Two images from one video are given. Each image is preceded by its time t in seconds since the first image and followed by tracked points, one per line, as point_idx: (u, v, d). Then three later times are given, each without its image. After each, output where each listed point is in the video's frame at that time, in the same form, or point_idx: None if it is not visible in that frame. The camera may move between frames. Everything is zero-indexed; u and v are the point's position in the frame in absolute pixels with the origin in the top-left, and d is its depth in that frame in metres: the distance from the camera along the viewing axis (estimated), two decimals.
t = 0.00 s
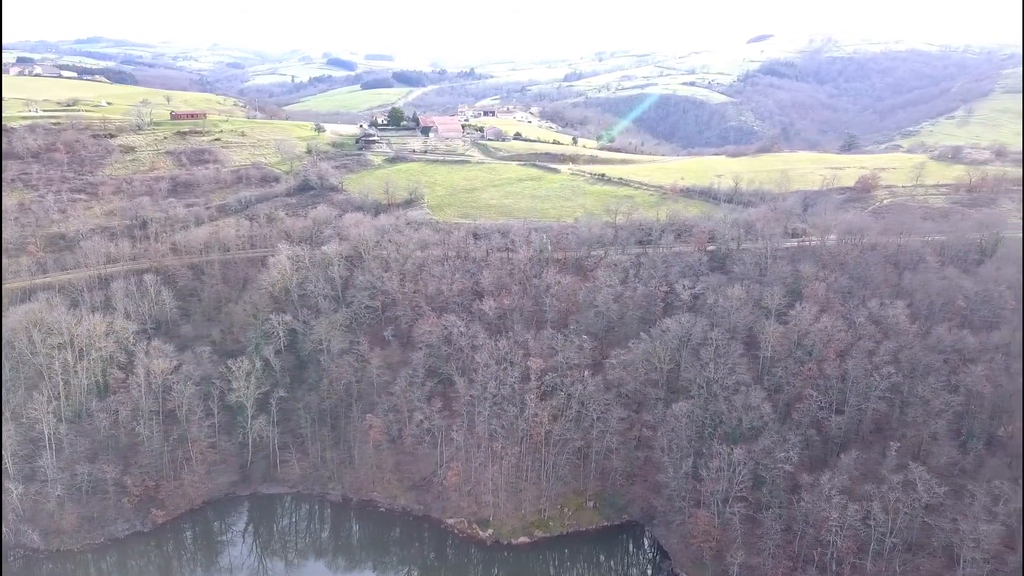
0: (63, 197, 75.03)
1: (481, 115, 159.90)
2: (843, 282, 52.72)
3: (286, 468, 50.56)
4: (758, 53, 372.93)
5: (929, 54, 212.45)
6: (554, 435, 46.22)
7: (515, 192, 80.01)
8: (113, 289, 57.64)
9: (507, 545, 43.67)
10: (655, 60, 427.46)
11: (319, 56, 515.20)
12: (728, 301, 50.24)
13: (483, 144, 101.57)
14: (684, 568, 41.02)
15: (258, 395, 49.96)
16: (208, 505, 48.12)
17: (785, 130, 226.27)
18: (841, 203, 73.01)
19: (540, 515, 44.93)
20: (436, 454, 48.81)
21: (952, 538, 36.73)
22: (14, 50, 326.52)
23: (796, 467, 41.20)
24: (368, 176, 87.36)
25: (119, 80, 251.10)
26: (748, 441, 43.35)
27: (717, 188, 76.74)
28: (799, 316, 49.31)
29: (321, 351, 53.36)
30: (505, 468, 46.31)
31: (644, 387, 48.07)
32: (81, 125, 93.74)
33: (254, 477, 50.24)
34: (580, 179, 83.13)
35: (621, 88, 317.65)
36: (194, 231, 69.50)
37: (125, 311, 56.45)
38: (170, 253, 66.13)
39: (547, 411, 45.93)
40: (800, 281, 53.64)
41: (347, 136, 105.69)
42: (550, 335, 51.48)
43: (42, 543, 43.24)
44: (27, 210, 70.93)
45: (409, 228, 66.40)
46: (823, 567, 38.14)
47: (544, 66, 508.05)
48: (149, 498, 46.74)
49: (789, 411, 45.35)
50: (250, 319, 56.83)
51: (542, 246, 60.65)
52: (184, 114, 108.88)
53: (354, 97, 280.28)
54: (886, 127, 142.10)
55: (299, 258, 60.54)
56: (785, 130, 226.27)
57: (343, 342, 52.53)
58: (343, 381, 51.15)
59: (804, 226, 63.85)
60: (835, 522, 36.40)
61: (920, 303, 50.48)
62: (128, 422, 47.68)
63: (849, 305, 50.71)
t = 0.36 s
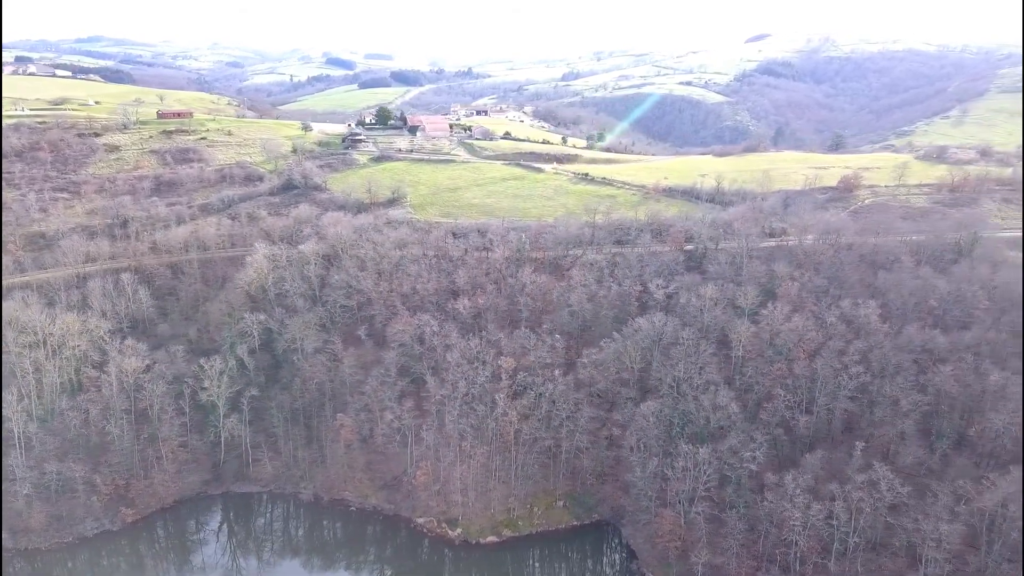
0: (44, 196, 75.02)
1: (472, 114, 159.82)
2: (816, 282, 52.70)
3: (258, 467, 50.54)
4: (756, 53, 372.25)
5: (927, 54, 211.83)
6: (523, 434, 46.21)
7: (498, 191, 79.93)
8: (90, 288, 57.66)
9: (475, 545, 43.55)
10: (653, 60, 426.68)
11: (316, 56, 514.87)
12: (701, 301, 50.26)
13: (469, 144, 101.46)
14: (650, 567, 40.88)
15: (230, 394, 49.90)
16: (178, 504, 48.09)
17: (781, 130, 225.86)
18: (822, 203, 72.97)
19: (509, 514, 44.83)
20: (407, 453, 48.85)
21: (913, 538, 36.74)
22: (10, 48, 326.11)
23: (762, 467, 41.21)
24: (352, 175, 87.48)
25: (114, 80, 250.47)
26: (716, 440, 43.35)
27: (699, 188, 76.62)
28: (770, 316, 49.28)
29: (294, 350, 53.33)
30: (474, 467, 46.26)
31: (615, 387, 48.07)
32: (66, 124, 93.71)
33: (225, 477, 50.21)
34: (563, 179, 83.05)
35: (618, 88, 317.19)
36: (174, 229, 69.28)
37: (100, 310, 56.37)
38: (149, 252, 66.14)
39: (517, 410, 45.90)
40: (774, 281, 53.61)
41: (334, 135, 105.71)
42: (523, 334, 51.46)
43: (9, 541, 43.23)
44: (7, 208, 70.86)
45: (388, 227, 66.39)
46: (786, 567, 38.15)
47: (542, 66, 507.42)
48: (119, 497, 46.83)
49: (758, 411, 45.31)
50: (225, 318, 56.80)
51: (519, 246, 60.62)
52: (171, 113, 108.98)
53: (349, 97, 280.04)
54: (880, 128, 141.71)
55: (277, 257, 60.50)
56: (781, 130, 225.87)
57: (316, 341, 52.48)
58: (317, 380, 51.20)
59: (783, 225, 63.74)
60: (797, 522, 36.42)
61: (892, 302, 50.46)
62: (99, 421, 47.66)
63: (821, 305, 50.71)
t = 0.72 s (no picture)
0: (27, 196, 74.99)
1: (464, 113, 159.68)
2: (792, 282, 52.71)
3: (232, 467, 50.53)
4: (753, 53, 371.99)
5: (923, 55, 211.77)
6: (495, 434, 46.28)
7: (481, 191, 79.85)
8: (67, 287, 57.65)
9: (446, 545, 43.43)
10: (650, 60, 426.52)
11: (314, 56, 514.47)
12: (674, 301, 50.27)
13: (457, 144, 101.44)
14: (618, 566, 40.84)
15: (204, 393, 49.92)
16: (151, 504, 48.10)
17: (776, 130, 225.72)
18: (804, 203, 72.96)
19: (480, 514, 44.78)
20: (380, 453, 48.90)
21: (878, 538, 36.76)
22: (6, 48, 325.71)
23: (730, 467, 41.23)
24: (337, 174, 87.70)
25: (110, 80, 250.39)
26: (686, 440, 43.37)
27: (682, 188, 76.61)
28: (744, 316, 49.27)
29: (270, 350, 53.34)
30: (446, 467, 46.28)
31: (588, 386, 48.11)
32: (52, 124, 93.72)
33: (199, 476, 50.24)
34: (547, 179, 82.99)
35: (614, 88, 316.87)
36: (155, 228, 69.30)
37: (77, 309, 56.37)
38: (129, 252, 66.16)
39: (488, 410, 45.92)
40: (749, 280, 53.60)
41: (321, 135, 105.75)
42: (497, 334, 51.47)
43: None
44: None
45: (368, 227, 66.41)
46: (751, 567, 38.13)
47: (539, 66, 507.02)
48: (92, 496, 46.80)
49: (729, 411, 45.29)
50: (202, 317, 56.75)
51: (497, 245, 60.65)
52: (159, 113, 109.00)
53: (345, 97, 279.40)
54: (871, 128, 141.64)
55: (255, 257, 60.47)
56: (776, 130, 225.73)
57: (291, 340, 52.52)
58: (291, 379, 51.25)
59: (763, 225, 63.67)
60: (760, 521, 36.47)
61: (866, 302, 50.48)
62: (72, 421, 47.55)
63: (795, 305, 50.71)
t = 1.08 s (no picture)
0: (11, 194, 74.96)
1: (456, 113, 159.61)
2: (766, 282, 52.77)
3: (207, 466, 50.66)
4: (750, 53, 371.72)
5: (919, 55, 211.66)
6: (466, 433, 46.34)
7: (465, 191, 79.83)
8: (45, 286, 57.60)
9: (416, 544, 43.33)
10: (648, 60, 425.97)
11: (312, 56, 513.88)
12: (648, 301, 50.39)
13: (444, 143, 101.50)
14: (586, 566, 40.81)
15: (178, 392, 49.92)
16: (124, 503, 48.16)
17: (771, 130, 225.56)
18: (786, 202, 72.97)
19: (451, 513, 44.78)
20: (353, 452, 49.02)
21: (841, 537, 36.81)
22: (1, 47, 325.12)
23: (697, 466, 41.28)
24: (322, 174, 87.90)
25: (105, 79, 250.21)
26: (655, 439, 43.44)
27: (666, 187, 76.61)
28: (717, 316, 49.27)
29: (245, 349, 53.34)
30: (417, 466, 46.33)
31: (560, 386, 48.26)
32: (39, 123, 93.75)
33: (174, 476, 50.45)
34: (532, 179, 83.04)
35: (611, 87, 316.50)
36: (136, 227, 69.24)
37: (54, 308, 56.32)
38: (110, 251, 66.18)
39: (460, 409, 45.94)
40: (724, 279, 53.63)
41: (309, 134, 105.82)
42: (471, 333, 51.47)
43: None
44: None
45: (348, 226, 66.47)
46: (716, 567, 38.17)
47: (537, 65, 506.63)
48: (64, 495, 46.71)
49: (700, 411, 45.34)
50: (179, 317, 56.76)
51: (475, 244, 60.74)
52: (147, 112, 109.16)
53: (340, 96, 278.84)
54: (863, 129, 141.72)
55: (233, 256, 60.49)
56: (771, 130, 225.56)
57: (267, 339, 52.53)
58: (266, 378, 51.31)
59: (742, 224, 63.62)
60: (724, 521, 36.57)
61: (840, 302, 50.51)
62: (45, 419, 47.23)
63: (769, 304, 50.74)
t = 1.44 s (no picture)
0: None
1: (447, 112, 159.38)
2: (740, 281, 52.76)
3: (180, 465, 50.70)
4: (747, 52, 371.25)
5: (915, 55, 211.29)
6: (436, 431, 46.40)
7: (448, 190, 79.74)
8: (21, 285, 57.57)
9: (384, 543, 43.39)
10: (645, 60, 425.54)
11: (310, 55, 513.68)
12: (620, 300, 50.40)
13: (430, 142, 101.48)
14: (553, 564, 40.82)
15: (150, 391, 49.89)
16: (96, 502, 48.12)
17: (766, 130, 225.34)
18: (767, 202, 72.97)
19: (420, 512, 44.82)
20: (325, 450, 49.04)
21: (803, 536, 36.85)
22: None
23: (664, 465, 41.30)
24: (307, 173, 87.95)
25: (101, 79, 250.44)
26: (623, 438, 43.50)
27: (648, 186, 76.57)
28: (688, 315, 49.24)
29: (219, 348, 53.33)
30: (387, 465, 46.43)
31: (531, 385, 48.28)
32: (25, 122, 93.79)
33: (147, 475, 50.42)
34: (515, 178, 83.02)
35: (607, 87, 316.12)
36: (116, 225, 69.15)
37: (30, 307, 56.27)
38: (90, 250, 66.19)
39: (430, 409, 45.91)
40: (698, 278, 53.62)
41: (296, 134, 105.80)
42: (444, 331, 51.46)
43: None
44: None
45: (327, 225, 66.50)
46: (679, 565, 38.24)
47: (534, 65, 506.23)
48: (35, 494, 46.70)
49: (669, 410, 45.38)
50: (154, 315, 56.73)
51: (453, 243, 60.68)
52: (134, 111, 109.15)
53: (336, 96, 278.06)
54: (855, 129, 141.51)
55: (211, 255, 60.50)
56: (766, 130, 225.34)
57: (240, 338, 52.46)
58: (239, 377, 51.35)
59: (721, 223, 63.57)
60: (686, 519, 36.64)
61: (813, 301, 50.49)
62: (16, 418, 47.08)
63: (742, 303, 50.72)
